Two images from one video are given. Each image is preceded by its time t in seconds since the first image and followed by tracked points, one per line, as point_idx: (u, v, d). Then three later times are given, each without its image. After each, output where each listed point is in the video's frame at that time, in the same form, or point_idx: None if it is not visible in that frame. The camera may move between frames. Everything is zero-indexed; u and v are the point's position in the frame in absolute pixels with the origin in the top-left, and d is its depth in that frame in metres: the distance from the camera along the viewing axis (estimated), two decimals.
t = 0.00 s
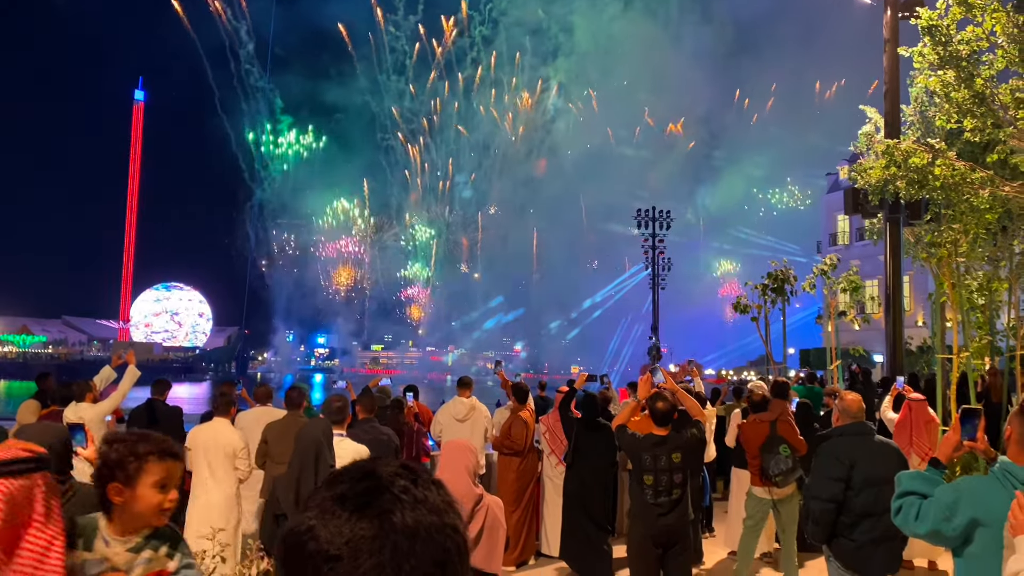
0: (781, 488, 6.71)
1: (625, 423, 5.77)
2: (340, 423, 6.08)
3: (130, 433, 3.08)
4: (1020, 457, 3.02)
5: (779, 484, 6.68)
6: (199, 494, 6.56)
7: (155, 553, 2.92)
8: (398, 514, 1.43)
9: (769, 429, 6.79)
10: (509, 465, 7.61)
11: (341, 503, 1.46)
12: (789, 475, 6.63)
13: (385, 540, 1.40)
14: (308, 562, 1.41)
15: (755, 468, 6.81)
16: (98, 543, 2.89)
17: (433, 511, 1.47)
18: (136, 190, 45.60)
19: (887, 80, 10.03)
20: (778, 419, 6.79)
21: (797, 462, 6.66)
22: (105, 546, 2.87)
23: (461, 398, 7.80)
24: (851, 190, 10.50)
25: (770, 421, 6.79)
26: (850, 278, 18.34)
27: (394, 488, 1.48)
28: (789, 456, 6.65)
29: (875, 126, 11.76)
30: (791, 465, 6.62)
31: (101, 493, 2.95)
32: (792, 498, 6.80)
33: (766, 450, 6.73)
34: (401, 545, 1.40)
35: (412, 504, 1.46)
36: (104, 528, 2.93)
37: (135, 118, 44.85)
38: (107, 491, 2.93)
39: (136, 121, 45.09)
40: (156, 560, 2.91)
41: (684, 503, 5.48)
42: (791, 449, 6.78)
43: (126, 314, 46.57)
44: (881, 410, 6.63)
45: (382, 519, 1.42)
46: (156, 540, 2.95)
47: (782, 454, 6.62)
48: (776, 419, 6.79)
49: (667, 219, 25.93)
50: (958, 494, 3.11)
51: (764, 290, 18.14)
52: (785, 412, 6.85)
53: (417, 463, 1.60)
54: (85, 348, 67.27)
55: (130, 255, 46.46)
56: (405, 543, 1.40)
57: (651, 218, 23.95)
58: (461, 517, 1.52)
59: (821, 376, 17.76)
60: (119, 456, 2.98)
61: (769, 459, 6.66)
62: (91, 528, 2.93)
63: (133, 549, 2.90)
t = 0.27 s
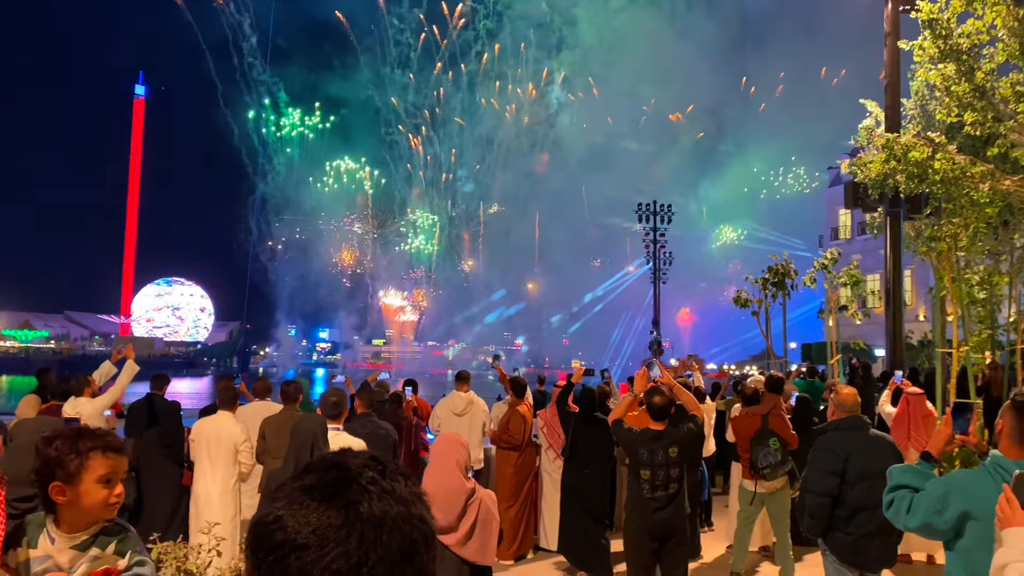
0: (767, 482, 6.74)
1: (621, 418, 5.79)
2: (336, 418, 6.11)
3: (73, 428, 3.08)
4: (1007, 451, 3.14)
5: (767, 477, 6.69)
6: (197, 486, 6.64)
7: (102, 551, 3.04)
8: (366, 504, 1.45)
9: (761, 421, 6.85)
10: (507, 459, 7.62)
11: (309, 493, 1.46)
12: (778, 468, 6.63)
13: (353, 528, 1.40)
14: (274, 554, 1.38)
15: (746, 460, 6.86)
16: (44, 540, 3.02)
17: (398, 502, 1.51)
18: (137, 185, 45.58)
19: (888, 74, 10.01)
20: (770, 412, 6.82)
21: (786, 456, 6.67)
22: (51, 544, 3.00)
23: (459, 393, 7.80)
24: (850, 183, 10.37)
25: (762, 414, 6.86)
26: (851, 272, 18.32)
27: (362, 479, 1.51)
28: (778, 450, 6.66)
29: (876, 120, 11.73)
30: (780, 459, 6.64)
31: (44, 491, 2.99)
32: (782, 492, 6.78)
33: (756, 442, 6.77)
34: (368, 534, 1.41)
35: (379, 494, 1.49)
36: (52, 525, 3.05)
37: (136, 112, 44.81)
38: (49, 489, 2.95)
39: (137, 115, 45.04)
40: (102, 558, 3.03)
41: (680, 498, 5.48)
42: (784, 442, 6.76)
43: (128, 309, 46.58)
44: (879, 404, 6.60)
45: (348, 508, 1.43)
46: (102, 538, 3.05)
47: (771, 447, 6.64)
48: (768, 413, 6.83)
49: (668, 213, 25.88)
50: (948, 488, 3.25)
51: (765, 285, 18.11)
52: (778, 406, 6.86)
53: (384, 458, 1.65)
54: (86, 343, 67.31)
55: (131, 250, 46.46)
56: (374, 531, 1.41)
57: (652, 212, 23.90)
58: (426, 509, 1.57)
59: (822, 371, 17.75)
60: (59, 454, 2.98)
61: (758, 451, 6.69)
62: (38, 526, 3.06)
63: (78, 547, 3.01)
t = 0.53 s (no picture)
0: (764, 476, 6.77)
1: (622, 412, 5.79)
2: (335, 414, 6.16)
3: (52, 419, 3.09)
4: (1003, 444, 3.16)
5: (764, 471, 6.72)
6: (197, 484, 6.67)
7: (94, 531, 3.08)
8: (346, 494, 1.45)
9: (757, 416, 6.81)
10: (509, 454, 7.63)
11: (290, 484, 1.46)
12: (773, 462, 6.67)
13: (332, 518, 1.40)
14: (256, 544, 1.38)
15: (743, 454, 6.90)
16: (35, 531, 3.01)
17: (379, 492, 1.51)
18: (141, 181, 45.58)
19: (891, 67, 9.97)
20: (766, 407, 6.78)
21: (781, 450, 6.70)
22: (42, 534, 3.00)
23: (461, 388, 7.80)
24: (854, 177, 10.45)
25: (758, 409, 6.82)
26: (854, 267, 18.28)
27: (342, 470, 1.51)
28: (774, 444, 6.69)
29: (879, 114, 11.69)
30: (775, 453, 6.67)
31: (30, 483, 2.99)
32: (780, 486, 6.77)
33: (751, 436, 6.78)
34: (348, 524, 1.41)
35: (359, 485, 1.49)
36: (39, 516, 3.04)
37: (139, 108, 44.82)
38: (36, 480, 2.97)
39: (140, 111, 45.03)
40: (97, 537, 3.07)
41: (680, 492, 5.49)
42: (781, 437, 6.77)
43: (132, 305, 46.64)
44: (881, 399, 6.60)
45: (329, 498, 1.43)
46: (94, 518, 3.10)
47: (765, 441, 6.68)
48: (763, 407, 6.79)
49: (672, 208, 25.83)
50: (945, 481, 3.28)
51: (768, 279, 18.08)
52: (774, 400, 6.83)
53: (365, 450, 1.65)
54: (90, 339, 67.42)
55: (136, 247, 46.50)
56: (353, 521, 1.41)
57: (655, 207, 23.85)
58: (406, 499, 1.57)
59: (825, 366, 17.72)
60: (44, 444, 2.98)
61: (753, 446, 6.72)
62: (26, 517, 3.03)
63: (70, 532, 3.04)
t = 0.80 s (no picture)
0: (769, 471, 6.78)
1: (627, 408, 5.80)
2: (339, 409, 6.18)
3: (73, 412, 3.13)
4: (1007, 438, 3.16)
5: (768, 466, 6.75)
6: (198, 481, 6.70)
7: (116, 518, 3.12)
8: (356, 484, 1.46)
9: (761, 412, 6.82)
10: (514, 450, 7.65)
11: (301, 474, 1.47)
12: (776, 457, 6.71)
13: (343, 508, 1.41)
14: (268, 533, 1.39)
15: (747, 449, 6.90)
16: (59, 521, 3.01)
17: (388, 483, 1.52)
18: (146, 179, 45.67)
19: (896, 61, 9.94)
20: (770, 402, 6.79)
21: (784, 445, 6.70)
22: (68, 524, 3.01)
23: (466, 384, 7.81)
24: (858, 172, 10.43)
25: (762, 404, 6.82)
26: (860, 262, 18.24)
27: (353, 461, 1.52)
28: (777, 439, 6.71)
29: (884, 108, 11.67)
30: (779, 448, 6.68)
31: (54, 473, 3.02)
32: (784, 480, 6.78)
33: (755, 431, 6.80)
34: (359, 513, 1.42)
35: (370, 476, 1.50)
36: (62, 506, 3.05)
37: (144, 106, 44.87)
38: (60, 470, 3.00)
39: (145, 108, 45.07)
40: (119, 523, 3.11)
41: (685, 487, 5.50)
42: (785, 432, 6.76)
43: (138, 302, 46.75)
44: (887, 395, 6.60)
45: (340, 488, 1.44)
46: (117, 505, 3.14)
47: (769, 437, 6.68)
48: (767, 403, 6.80)
49: (677, 204, 25.79)
50: (949, 476, 3.29)
51: (773, 275, 18.06)
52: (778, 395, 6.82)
53: (374, 441, 1.66)
54: (96, 336, 67.62)
55: (142, 244, 46.61)
56: (363, 511, 1.42)
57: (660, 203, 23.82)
58: (415, 490, 1.58)
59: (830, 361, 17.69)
60: (66, 434, 3.03)
61: (757, 441, 6.74)
62: (50, 510, 3.02)
63: (94, 521, 3.06)
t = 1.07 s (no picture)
0: (776, 467, 6.78)
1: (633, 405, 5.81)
2: (345, 406, 6.21)
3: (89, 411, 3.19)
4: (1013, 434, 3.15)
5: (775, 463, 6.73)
6: (196, 480, 6.73)
7: (135, 518, 3.12)
8: (373, 479, 1.48)
9: (768, 409, 6.87)
10: (520, 447, 7.66)
11: (319, 469, 1.48)
12: (784, 454, 6.66)
13: (361, 503, 1.42)
14: (286, 527, 1.40)
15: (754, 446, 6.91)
16: (79, 520, 3.02)
17: (403, 478, 1.54)
18: (152, 177, 45.76)
19: (902, 57, 9.91)
20: (777, 399, 6.84)
21: (792, 442, 6.68)
22: (87, 522, 3.01)
23: (473, 381, 7.83)
24: (864, 168, 10.41)
25: (769, 401, 6.86)
26: (866, 258, 18.21)
27: (369, 457, 1.54)
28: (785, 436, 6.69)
29: (890, 104, 11.63)
30: (786, 445, 6.65)
31: (72, 472, 3.06)
32: (791, 477, 6.78)
33: (763, 428, 6.80)
34: (375, 508, 1.44)
35: (386, 471, 1.52)
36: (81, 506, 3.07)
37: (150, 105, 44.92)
38: (79, 468, 3.04)
39: (151, 106, 45.12)
40: (138, 524, 3.11)
41: (691, 484, 5.51)
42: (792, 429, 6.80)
43: (145, 301, 46.88)
44: (893, 390, 6.58)
45: (357, 483, 1.46)
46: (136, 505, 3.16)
47: (776, 433, 6.66)
48: (775, 400, 6.84)
49: (682, 200, 25.75)
50: (955, 472, 3.30)
51: (778, 272, 18.02)
52: (785, 393, 6.88)
53: (388, 438, 1.68)
54: (103, 335, 67.84)
55: (148, 242, 46.71)
56: (381, 506, 1.44)
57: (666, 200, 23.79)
58: (428, 486, 1.60)
59: (837, 357, 17.66)
60: (84, 433, 3.08)
61: (764, 439, 6.73)
62: (70, 509, 3.04)
63: (113, 519, 3.08)
